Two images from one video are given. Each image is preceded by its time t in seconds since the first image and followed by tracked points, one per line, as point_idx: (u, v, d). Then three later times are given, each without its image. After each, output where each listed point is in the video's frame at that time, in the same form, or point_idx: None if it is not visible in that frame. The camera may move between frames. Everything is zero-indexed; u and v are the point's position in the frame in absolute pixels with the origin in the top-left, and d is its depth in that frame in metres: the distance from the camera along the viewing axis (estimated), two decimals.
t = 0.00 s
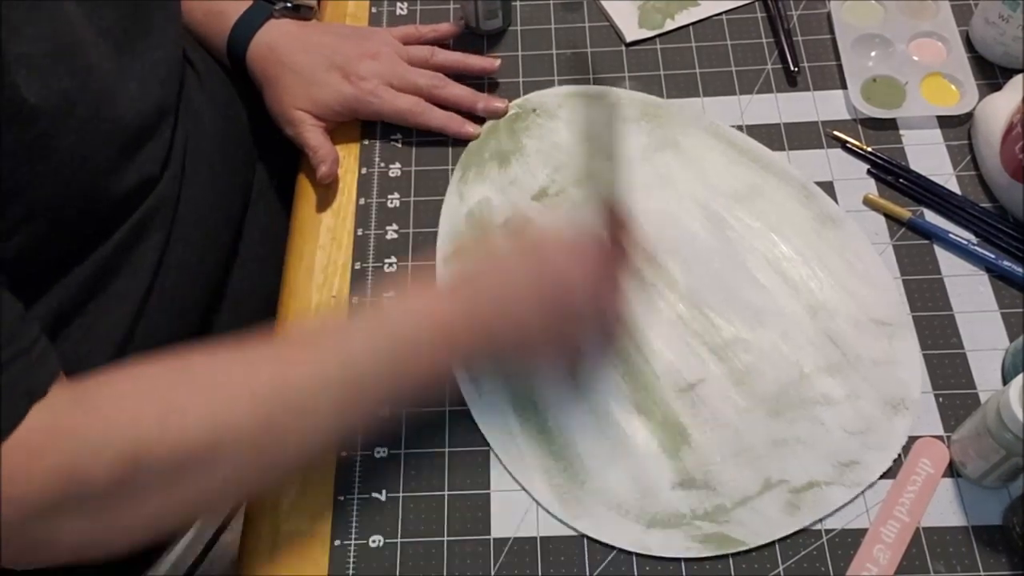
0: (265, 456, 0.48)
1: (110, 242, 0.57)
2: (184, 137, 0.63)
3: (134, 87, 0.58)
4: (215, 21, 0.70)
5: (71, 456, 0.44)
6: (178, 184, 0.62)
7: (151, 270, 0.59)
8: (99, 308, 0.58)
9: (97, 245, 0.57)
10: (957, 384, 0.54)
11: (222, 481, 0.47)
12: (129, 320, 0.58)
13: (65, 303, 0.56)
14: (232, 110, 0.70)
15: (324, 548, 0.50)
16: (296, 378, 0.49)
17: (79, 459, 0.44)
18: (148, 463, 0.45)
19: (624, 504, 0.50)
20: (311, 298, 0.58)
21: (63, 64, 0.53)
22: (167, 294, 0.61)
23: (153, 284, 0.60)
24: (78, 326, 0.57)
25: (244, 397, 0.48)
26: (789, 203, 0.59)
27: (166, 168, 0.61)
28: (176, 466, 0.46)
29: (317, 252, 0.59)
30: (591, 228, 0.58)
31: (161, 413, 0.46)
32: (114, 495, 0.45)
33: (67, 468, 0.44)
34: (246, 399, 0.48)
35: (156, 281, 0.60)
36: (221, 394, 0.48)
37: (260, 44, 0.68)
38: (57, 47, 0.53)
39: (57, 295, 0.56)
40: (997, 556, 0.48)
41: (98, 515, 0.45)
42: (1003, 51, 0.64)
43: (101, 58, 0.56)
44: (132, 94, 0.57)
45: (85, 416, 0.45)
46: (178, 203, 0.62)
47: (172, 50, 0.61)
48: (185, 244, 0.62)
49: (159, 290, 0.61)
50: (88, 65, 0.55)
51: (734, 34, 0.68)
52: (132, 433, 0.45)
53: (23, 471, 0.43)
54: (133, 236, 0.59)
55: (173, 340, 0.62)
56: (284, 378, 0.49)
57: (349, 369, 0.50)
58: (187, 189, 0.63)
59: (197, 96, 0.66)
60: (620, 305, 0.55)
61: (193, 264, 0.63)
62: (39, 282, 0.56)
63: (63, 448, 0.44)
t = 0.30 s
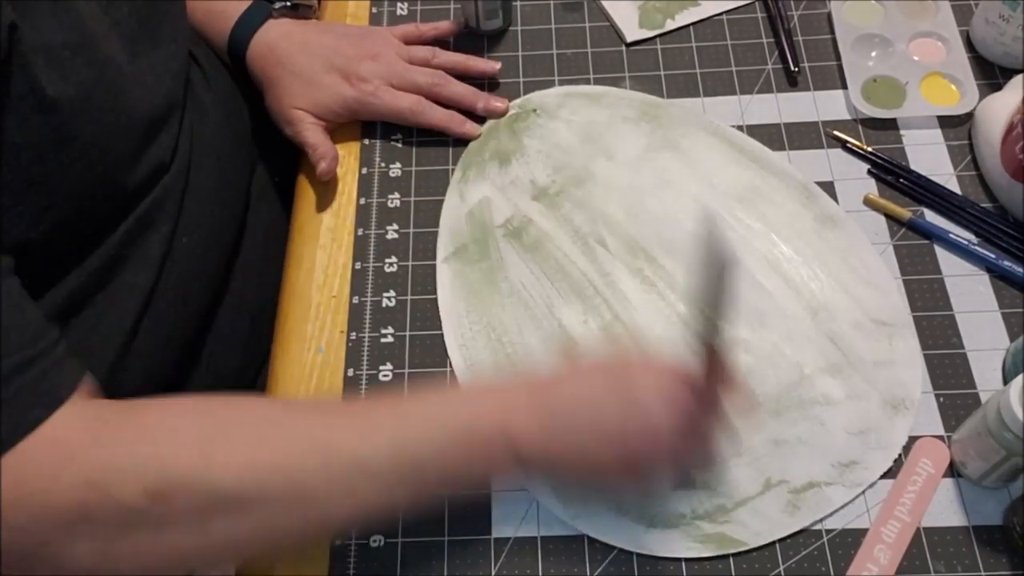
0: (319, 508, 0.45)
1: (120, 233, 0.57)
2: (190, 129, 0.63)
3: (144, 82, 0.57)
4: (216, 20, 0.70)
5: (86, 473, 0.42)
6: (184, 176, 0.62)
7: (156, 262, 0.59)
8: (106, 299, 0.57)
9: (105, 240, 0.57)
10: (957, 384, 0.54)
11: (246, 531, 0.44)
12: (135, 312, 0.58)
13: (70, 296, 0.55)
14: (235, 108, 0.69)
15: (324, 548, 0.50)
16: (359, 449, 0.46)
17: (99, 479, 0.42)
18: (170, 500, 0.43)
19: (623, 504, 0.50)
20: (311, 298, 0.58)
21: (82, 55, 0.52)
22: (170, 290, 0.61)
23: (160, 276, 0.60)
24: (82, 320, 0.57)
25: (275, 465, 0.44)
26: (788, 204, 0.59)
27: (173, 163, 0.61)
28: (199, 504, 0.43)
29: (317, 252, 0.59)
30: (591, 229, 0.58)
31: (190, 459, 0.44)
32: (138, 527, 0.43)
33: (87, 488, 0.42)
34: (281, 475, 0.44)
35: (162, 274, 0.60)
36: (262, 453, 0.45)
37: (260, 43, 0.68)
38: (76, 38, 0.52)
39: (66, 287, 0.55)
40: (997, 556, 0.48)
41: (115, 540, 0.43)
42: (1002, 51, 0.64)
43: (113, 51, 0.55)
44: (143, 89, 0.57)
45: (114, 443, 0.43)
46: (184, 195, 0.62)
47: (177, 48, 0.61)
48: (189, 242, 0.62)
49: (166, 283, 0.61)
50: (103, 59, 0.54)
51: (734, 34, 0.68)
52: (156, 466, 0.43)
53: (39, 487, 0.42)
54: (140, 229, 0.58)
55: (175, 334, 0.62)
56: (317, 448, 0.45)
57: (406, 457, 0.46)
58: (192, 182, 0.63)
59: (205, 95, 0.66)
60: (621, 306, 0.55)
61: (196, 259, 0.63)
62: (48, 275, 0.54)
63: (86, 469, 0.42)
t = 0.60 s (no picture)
0: (291, 531, 0.42)
1: (123, 232, 0.57)
2: (193, 129, 0.63)
3: (150, 79, 0.58)
4: (216, 20, 0.70)
5: (58, 497, 0.39)
6: (188, 175, 0.62)
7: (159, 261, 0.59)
8: (109, 298, 0.57)
9: (110, 236, 0.57)
10: (956, 384, 0.54)
11: (231, 553, 0.42)
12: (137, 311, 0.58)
13: (77, 291, 0.56)
14: (238, 107, 0.69)
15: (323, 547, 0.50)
16: (336, 476, 0.42)
17: (75, 507, 0.39)
18: (146, 527, 0.40)
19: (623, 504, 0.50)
20: (310, 298, 0.58)
21: (88, 54, 0.53)
22: (176, 286, 0.61)
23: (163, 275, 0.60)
24: (89, 315, 0.57)
25: (255, 487, 0.41)
26: (788, 204, 0.59)
27: (177, 159, 0.61)
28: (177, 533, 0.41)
29: (317, 252, 0.59)
30: (590, 229, 0.58)
31: (168, 483, 0.41)
32: (118, 553, 0.41)
33: (61, 513, 0.39)
34: (256, 497, 0.41)
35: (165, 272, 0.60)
36: (241, 474, 0.41)
37: (260, 42, 0.68)
38: (79, 36, 0.52)
39: (70, 285, 0.55)
40: (996, 556, 0.48)
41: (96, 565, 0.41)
42: (1002, 50, 0.64)
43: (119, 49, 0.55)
44: (149, 87, 0.58)
45: (88, 467, 0.40)
46: (187, 194, 0.62)
47: (181, 47, 0.62)
48: (193, 238, 0.62)
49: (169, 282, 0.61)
50: (110, 57, 0.54)
51: (734, 34, 0.68)
52: (133, 492, 0.40)
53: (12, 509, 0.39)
54: (143, 227, 0.59)
55: (178, 334, 0.62)
56: (302, 477, 0.42)
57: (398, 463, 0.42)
58: (196, 181, 0.63)
59: (208, 92, 0.66)
60: (620, 306, 0.55)
61: (199, 258, 0.63)
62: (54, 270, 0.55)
63: (60, 494, 0.39)
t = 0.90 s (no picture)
0: (299, 465, 0.45)
1: (126, 232, 0.58)
2: (195, 129, 0.63)
3: (155, 81, 0.58)
4: (216, 20, 0.70)
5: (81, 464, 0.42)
6: (190, 176, 0.62)
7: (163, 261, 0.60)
8: (111, 298, 0.58)
9: (114, 235, 0.57)
10: (956, 384, 0.54)
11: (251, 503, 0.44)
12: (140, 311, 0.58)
13: (79, 291, 0.56)
14: (239, 107, 0.69)
15: (324, 547, 0.50)
16: (327, 403, 0.45)
17: (96, 473, 0.42)
18: (162, 480, 0.43)
19: (623, 504, 0.50)
20: (310, 298, 0.58)
21: (95, 55, 0.53)
22: (179, 286, 0.61)
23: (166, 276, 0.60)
24: (92, 316, 0.57)
25: (256, 423, 0.44)
26: (788, 203, 0.59)
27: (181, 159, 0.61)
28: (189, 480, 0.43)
29: (317, 252, 0.59)
30: (590, 229, 0.58)
31: (175, 433, 0.43)
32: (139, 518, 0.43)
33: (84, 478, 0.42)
34: (262, 432, 0.44)
35: (168, 273, 0.61)
36: (241, 414, 0.44)
37: (260, 42, 0.68)
38: (87, 37, 0.53)
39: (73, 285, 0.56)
40: (996, 556, 0.48)
41: (117, 530, 0.43)
42: (1002, 50, 0.64)
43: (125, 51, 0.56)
44: (154, 89, 0.58)
45: (103, 431, 0.43)
46: (189, 195, 0.62)
47: (186, 47, 0.62)
48: (196, 238, 0.62)
49: (171, 283, 0.61)
50: (116, 59, 0.55)
51: (734, 34, 0.68)
52: (148, 448, 0.43)
53: (39, 479, 0.42)
54: (146, 227, 0.59)
55: (180, 334, 0.62)
56: (302, 408, 0.45)
57: (384, 388, 0.46)
58: (198, 181, 0.63)
59: (211, 92, 0.66)
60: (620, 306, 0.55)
61: (201, 258, 0.63)
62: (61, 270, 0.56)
63: (78, 461, 0.42)
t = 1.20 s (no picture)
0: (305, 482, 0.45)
1: (127, 232, 0.58)
2: (197, 130, 0.63)
3: (160, 81, 0.58)
4: (216, 20, 0.70)
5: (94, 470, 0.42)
6: (192, 176, 0.62)
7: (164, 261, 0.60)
8: (111, 297, 0.58)
9: (117, 234, 0.58)
10: (957, 384, 0.54)
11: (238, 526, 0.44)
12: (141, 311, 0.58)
13: (80, 290, 0.56)
14: (240, 107, 0.70)
15: (323, 547, 0.50)
16: (345, 427, 0.46)
17: (106, 471, 0.42)
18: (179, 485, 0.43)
19: (623, 504, 0.50)
20: (310, 298, 0.58)
21: (101, 55, 0.53)
22: (179, 286, 0.61)
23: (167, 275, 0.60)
24: (92, 313, 0.57)
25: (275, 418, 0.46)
26: (787, 204, 0.59)
27: (183, 159, 0.61)
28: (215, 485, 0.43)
29: (318, 252, 0.59)
30: (590, 229, 0.58)
31: (195, 445, 0.44)
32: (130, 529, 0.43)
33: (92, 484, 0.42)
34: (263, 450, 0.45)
35: (169, 273, 0.61)
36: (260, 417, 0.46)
37: (260, 42, 0.68)
38: (94, 37, 0.53)
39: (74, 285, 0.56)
40: (996, 556, 0.48)
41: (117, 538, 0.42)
42: (1002, 50, 0.64)
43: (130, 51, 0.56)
44: (161, 89, 0.58)
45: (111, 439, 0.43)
46: (191, 195, 0.62)
47: (188, 49, 0.62)
48: (197, 237, 0.62)
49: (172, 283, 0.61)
50: (121, 59, 0.54)
51: (734, 34, 0.68)
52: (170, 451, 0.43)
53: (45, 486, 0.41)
54: (147, 227, 0.59)
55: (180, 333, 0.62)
56: (312, 430, 0.46)
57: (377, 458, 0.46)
58: (200, 181, 0.63)
59: (212, 93, 0.66)
60: (620, 306, 0.55)
61: (202, 258, 0.63)
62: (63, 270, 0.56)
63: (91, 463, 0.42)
